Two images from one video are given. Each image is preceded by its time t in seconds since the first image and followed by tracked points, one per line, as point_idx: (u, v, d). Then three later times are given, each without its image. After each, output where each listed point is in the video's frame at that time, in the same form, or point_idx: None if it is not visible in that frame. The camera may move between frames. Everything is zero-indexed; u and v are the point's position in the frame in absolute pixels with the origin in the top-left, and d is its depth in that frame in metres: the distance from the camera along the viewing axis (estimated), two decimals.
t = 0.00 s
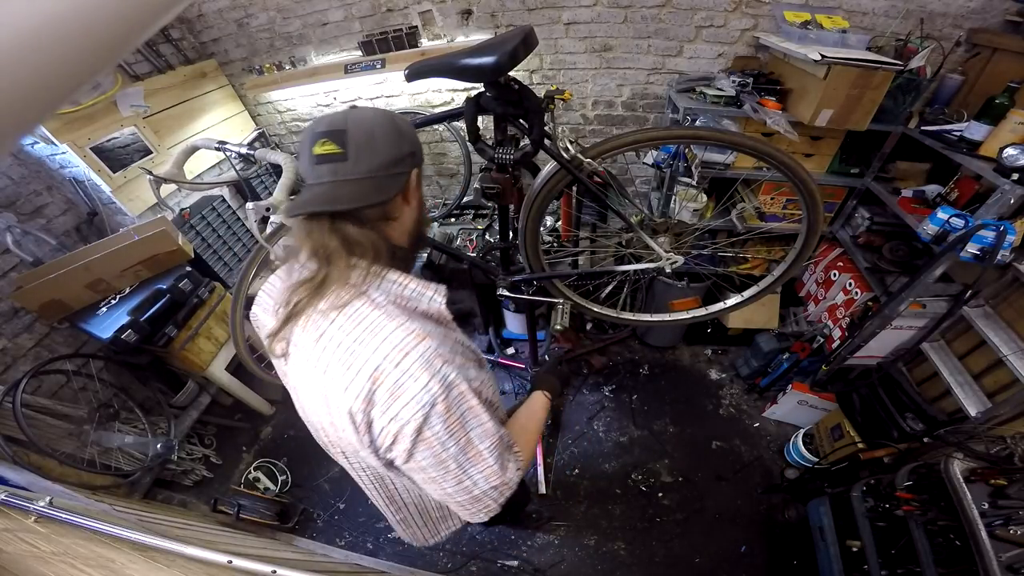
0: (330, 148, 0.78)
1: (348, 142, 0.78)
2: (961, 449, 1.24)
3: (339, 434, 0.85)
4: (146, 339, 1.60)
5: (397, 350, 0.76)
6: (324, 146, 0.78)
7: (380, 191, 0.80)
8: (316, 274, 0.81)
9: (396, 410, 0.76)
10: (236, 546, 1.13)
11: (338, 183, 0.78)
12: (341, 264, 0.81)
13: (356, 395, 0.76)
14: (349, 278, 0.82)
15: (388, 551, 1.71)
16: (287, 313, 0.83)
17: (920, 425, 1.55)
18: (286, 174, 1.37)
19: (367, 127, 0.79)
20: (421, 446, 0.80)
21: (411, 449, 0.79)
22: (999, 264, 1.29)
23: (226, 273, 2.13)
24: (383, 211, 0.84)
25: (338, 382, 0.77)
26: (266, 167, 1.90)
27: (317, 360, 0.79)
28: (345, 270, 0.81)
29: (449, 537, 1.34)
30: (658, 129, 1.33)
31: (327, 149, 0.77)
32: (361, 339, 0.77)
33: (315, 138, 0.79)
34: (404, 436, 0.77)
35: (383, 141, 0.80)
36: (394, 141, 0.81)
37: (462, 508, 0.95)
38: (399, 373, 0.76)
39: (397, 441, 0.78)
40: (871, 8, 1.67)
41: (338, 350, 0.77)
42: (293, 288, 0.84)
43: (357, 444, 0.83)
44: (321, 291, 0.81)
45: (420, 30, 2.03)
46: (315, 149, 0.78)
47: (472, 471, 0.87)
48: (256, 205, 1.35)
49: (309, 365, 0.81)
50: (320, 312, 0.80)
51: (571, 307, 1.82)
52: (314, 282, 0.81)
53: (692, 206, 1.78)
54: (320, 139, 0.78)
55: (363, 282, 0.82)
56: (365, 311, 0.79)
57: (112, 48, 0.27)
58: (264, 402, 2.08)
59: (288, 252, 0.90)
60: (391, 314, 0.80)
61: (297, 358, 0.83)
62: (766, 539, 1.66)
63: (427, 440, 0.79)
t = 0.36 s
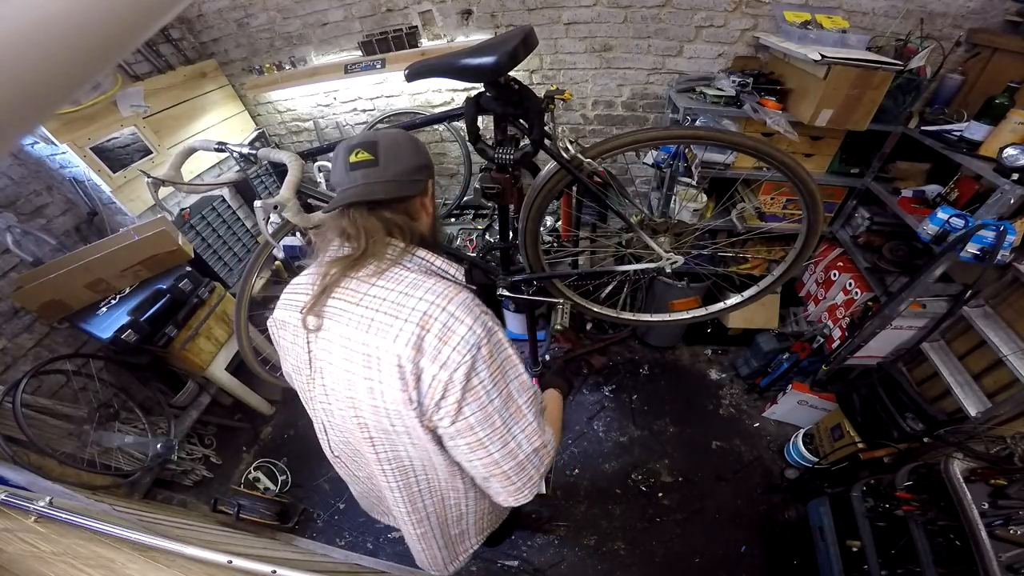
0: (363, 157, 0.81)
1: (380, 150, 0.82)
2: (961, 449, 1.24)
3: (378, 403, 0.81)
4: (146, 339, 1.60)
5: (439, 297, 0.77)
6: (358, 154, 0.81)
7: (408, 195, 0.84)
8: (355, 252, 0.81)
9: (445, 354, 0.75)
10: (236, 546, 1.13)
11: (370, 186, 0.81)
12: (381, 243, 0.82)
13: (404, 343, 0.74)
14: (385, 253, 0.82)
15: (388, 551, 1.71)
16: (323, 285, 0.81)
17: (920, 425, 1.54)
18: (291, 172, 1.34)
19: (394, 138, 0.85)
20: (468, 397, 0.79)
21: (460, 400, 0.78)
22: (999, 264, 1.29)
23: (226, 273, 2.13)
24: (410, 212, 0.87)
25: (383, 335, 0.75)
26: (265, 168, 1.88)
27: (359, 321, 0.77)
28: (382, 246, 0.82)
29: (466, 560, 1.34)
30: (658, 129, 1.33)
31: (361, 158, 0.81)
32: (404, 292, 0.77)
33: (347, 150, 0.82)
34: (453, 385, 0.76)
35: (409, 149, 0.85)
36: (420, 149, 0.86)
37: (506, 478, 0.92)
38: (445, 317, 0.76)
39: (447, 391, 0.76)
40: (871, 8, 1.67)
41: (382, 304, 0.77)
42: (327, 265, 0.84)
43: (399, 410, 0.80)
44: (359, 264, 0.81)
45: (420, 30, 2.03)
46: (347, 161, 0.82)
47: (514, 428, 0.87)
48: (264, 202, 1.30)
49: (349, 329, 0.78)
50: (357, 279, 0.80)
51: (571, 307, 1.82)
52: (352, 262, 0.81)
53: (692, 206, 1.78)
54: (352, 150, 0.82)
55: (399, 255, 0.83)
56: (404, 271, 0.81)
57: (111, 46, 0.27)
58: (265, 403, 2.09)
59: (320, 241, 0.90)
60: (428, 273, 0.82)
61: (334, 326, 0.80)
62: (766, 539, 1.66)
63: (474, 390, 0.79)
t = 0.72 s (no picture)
0: (358, 165, 0.81)
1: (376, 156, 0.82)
2: (961, 449, 1.24)
3: (409, 413, 0.80)
4: (146, 339, 1.60)
5: (464, 300, 0.79)
6: (354, 162, 0.81)
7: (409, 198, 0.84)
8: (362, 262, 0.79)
9: (478, 353, 0.76)
10: (236, 546, 1.13)
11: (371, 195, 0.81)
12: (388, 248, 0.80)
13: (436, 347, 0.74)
14: (394, 259, 0.80)
15: (388, 551, 1.71)
16: (334, 301, 0.79)
17: (920, 425, 1.54)
18: (297, 170, 1.35)
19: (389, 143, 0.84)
20: (501, 394, 0.81)
21: (494, 398, 0.79)
22: (999, 264, 1.29)
23: (226, 273, 2.13)
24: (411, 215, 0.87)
25: (413, 342, 0.75)
26: (265, 167, 1.87)
27: (384, 330, 0.76)
28: (391, 251, 0.80)
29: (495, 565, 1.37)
30: (659, 129, 1.33)
31: (358, 165, 0.80)
32: (428, 296, 0.78)
33: (344, 158, 0.81)
34: (486, 384, 0.77)
35: (405, 154, 0.85)
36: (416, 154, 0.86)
37: (536, 472, 0.94)
38: (473, 318, 0.78)
39: (481, 391, 0.77)
40: (871, 8, 1.67)
41: (407, 310, 0.77)
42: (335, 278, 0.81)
43: (433, 416, 0.80)
44: (370, 272, 0.79)
45: (420, 30, 2.03)
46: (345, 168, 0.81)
47: (539, 419, 0.91)
48: (274, 199, 1.29)
49: (373, 340, 0.77)
50: (373, 288, 0.79)
51: (570, 307, 1.82)
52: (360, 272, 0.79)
53: (692, 206, 1.78)
54: (348, 158, 0.81)
55: (408, 261, 0.82)
56: (422, 277, 0.81)
57: (112, 49, 0.27)
58: (264, 402, 2.08)
59: (322, 249, 0.89)
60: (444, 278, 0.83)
61: (356, 339, 0.78)
62: (766, 539, 1.66)
63: (505, 387, 0.81)
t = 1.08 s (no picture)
0: (377, 159, 0.74)
1: (395, 154, 0.74)
2: (961, 449, 1.24)
3: (416, 481, 0.72)
4: (146, 339, 1.60)
5: (486, 373, 0.67)
6: (369, 157, 0.74)
7: (423, 207, 0.75)
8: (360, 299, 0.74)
9: (495, 440, 0.64)
10: (236, 546, 1.13)
11: (382, 196, 0.74)
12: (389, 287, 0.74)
13: (449, 432, 0.64)
14: (406, 301, 0.74)
15: (388, 551, 1.71)
16: (338, 346, 0.72)
17: (920, 425, 1.54)
18: (300, 170, 1.36)
19: (414, 137, 0.75)
20: (521, 479, 0.70)
21: (512, 487, 0.69)
22: (999, 264, 1.29)
23: (226, 273, 2.13)
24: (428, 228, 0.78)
25: (425, 421, 0.65)
26: (265, 167, 1.88)
27: (391, 401, 0.67)
28: (394, 290, 0.74)
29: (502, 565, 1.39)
30: (658, 129, 1.33)
31: (372, 161, 0.73)
32: (445, 367, 0.67)
33: (360, 147, 0.75)
34: (504, 474, 0.67)
35: (429, 154, 0.75)
36: (441, 155, 0.76)
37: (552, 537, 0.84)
38: (495, 398, 0.66)
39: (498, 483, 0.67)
40: (871, 8, 1.67)
41: (420, 382, 0.66)
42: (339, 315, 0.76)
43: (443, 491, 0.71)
44: (374, 316, 0.73)
45: (420, 30, 2.03)
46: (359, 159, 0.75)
47: (563, 492, 0.79)
48: (276, 198, 1.30)
49: (380, 409, 0.68)
50: (384, 341, 0.71)
51: (570, 307, 1.82)
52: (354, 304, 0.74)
53: (692, 206, 1.78)
54: (365, 149, 0.74)
55: (424, 305, 0.75)
56: (441, 337, 0.70)
57: (110, 50, 0.27)
58: (264, 402, 2.08)
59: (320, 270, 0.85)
60: (468, 338, 0.71)
61: (362, 398, 0.70)
62: (766, 539, 1.66)
63: (527, 475, 0.70)
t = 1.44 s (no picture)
0: (469, 193, 0.66)
1: (489, 189, 0.66)
2: (960, 449, 1.24)
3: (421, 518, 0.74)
4: (146, 339, 1.60)
5: (510, 475, 0.62)
6: (458, 186, 0.67)
7: (510, 261, 0.66)
8: (410, 353, 0.66)
9: (499, 533, 0.62)
10: (236, 546, 1.13)
11: (465, 238, 0.66)
12: (448, 355, 0.65)
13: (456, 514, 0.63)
14: (457, 372, 0.66)
15: (388, 551, 1.71)
16: (375, 388, 0.68)
17: (920, 425, 1.54)
18: (296, 170, 1.34)
19: (514, 169, 0.66)
20: (520, 561, 0.68)
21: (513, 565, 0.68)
22: (999, 264, 1.29)
23: (226, 273, 2.13)
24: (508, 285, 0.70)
25: (439, 495, 0.64)
26: (266, 167, 1.88)
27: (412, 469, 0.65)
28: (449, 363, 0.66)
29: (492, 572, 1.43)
30: (658, 129, 1.33)
31: (461, 193, 0.66)
32: (474, 454, 0.63)
33: (448, 171, 0.67)
34: (506, 556, 0.65)
35: (527, 197, 0.67)
36: (538, 196, 0.68)
37: None
38: (510, 499, 0.62)
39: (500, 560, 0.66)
40: (871, 8, 1.67)
41: (444, 463, 0.63)
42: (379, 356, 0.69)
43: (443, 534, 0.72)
44: (419, 377, 0.66)
45: (420, 30, 2.03)
46: (446, 185, 0.67)
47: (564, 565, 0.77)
48: (271, 200, 1.30)
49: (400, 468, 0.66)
50: (420, 405, 0.66)
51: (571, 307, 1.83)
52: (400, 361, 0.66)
53: (692, 206, 1.79)
54: (458, 177, 0.66)
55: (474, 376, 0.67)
56: (478, 420, 0.65)
57: (109, 50, 0.26)
58: (264, 402, 2.08)
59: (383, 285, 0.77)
60: (505, 427, 0.65)
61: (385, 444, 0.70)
62: (766, 538, 1.66)
63: (529, 559, 0.68)
